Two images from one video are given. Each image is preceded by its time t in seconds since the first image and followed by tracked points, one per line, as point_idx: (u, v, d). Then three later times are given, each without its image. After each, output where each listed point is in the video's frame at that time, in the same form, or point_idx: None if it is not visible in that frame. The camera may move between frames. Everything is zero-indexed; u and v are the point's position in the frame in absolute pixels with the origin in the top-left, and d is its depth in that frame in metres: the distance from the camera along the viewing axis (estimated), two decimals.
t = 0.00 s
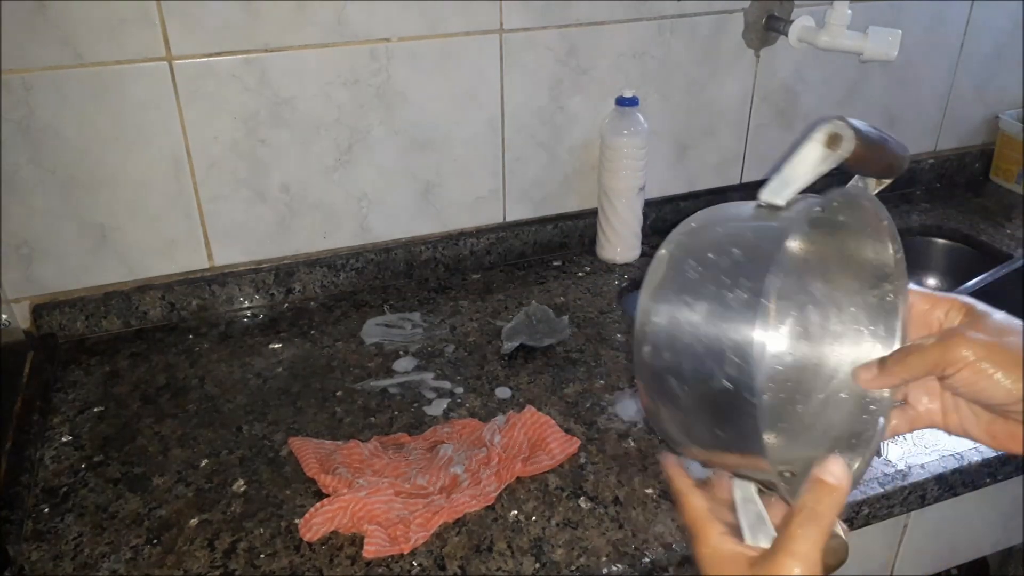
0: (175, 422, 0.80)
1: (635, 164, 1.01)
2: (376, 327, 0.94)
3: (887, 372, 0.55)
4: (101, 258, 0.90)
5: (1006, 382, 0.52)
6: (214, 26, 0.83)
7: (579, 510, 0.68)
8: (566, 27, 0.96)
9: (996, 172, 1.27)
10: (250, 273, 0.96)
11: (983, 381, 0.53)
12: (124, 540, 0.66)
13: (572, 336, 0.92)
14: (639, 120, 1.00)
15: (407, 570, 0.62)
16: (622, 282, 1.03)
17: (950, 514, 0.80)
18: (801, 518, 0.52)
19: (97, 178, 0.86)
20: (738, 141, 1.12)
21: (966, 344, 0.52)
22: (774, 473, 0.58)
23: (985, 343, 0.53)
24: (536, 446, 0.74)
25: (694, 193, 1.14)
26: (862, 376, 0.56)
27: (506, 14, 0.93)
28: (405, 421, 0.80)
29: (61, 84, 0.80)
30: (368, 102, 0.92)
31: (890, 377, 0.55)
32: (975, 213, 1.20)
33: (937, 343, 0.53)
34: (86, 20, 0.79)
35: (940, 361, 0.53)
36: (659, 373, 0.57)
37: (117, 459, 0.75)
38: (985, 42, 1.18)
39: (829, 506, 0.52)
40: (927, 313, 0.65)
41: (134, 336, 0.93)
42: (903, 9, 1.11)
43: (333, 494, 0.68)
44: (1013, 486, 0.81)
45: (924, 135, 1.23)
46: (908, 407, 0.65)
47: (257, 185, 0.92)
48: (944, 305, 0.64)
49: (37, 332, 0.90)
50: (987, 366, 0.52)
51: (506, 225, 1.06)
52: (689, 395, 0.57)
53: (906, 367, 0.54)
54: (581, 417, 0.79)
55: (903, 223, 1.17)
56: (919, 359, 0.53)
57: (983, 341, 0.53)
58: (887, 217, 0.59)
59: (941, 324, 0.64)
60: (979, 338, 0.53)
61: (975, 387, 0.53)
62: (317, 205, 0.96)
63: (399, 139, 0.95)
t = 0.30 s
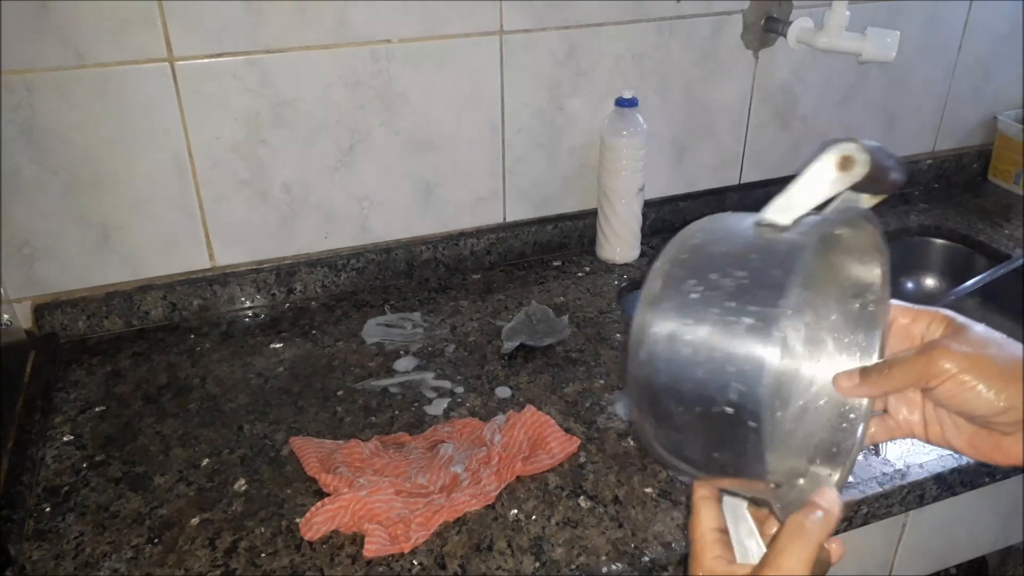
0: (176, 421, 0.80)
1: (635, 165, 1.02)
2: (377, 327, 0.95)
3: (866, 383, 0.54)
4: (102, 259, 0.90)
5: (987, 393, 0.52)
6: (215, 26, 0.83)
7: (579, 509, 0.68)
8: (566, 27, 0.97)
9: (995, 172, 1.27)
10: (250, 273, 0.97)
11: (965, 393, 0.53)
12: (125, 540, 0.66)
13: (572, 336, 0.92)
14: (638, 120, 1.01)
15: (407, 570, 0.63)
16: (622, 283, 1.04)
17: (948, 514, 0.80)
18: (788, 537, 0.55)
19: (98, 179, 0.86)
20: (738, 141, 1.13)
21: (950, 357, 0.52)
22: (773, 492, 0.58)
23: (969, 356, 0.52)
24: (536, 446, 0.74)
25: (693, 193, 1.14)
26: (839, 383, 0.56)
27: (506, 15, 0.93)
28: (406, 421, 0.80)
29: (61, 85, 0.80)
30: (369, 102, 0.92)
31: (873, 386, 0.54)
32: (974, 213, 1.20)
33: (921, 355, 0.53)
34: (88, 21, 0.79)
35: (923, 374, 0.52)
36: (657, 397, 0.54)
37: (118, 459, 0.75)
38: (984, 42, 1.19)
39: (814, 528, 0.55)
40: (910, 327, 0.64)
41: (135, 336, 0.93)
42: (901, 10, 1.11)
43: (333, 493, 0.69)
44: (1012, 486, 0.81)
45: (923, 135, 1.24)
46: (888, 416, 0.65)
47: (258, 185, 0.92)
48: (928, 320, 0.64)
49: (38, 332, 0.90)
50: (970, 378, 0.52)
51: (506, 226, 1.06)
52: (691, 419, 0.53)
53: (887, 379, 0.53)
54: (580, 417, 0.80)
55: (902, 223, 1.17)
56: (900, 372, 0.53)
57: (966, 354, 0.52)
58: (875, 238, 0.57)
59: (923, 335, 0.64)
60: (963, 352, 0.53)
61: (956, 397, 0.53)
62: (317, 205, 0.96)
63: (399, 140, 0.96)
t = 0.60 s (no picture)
0: (176, 421, 0.80)
1: (635, 164, 1.01)
2: (376, 327, 0.94)
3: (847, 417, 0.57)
4: (101, 258, 0.90)
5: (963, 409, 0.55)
6: (214, 26, 0.83)
7: (579, 510, 0.68)
8: (566, 27, 0.96)
9: (995, 172, 1.27)
10: (250, 273, 0.96)
11: (939, 412, 0.56)
12: (124, 540, 0.66)
13: (572, 336, 0.92)
14: (638, 120, 1.00)
15: (407, 570, 0.63)
16: (622, 283, 1.03)
17: (949, 515, 0.80)
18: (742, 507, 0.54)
19: (98, 179, 0.86)
20: (738, 141, 1.13)
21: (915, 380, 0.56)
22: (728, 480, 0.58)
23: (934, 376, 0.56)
24: (536, 446, 0.74)
25: (693, 193, 1.14)
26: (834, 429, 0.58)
27: (506, 14, 0.93)
28: (405, 421, 0.80)
29: (61, 85, 0.80)
30: (368, 102, 0.92)
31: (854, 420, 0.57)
32: (974, 213, 1.20)
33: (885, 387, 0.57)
34: (87, 21, 0.79)
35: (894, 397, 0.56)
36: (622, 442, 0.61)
37: (117, 459, 0.75)
38: (985, 42, 1.18)
39: (766, 485, 0.54)
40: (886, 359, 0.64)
41: (135, 336, 0.93)
42: (902, 10, 1.11)
43: (333, 494, 0.68)
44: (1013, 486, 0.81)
45: (924, 135, 1.24)
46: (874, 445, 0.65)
47: (257, 185, 0.92)
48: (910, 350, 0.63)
49: (37, 332, 0.90)
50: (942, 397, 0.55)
51: (506, 226, 1.06)
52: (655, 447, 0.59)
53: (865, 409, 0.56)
54: (580, 417, 0.80)
55: (902, 223, 1.17)
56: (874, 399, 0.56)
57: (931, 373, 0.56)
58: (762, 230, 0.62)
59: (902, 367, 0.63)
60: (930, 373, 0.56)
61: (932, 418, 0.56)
62: (316, 205, 0.96)
63: (399, 139, 0.95)
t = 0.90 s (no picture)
0: (176, 421, 0.80)
1: (635, 164, 1.01)
2: (376, 327, 0.94)
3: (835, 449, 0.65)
4: (101, 258, 0.90)
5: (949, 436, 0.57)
6: (214, 26, 0.83)
7: (579, 510, 0.68)
8: (566, 27, 0.96)
9: (995, 172, 1.27)
10: (250, 273, 0.96)
11: (928, 441, 0.58)
12: (125, 540, 0.66)
13: (572, 336, 0.92)
14: (638, 120, 1.00)
15: (407, 570, 0.62)
16: (622, 282, 1.03)
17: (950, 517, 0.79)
18: (768, 507, 0.54)
19: (98, 179, 0.86)
20: (738, 141, 1.13)
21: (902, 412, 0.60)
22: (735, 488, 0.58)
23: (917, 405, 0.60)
24: (536, 446, 0.74)
25: (693, 193, 1.14)
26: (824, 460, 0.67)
27: (506, 14, 0.93)
28: (405, 421, 0.80)
29: (61, 85, 0.80)
30: (368, 102, 0.92)
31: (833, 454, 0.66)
32: (974, 212, 1.20)
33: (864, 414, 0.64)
34: (87, 21, 0.79)
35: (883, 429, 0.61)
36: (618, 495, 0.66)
37: (118, 459, 0.75)
38: (985, 42, 1.18)
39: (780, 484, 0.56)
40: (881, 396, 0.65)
41: (135, 336, 0.93)
42: (902, 10, 1.11)
43: (333, 494, 0.68)
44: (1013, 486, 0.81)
45: (924, 135, 1.24)
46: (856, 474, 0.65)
47: (257, 185, 0.92)
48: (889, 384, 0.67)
49: (37, 332, 0.90)
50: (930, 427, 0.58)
51: (506, 226, 1.06)
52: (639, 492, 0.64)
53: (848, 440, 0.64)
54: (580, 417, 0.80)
55: (902, 223, 1.17)
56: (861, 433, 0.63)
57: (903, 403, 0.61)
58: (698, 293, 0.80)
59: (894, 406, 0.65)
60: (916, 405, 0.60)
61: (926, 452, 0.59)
62: (316, 205, 0.96)
63: (399, 139, 0.95)
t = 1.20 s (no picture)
0: (175, 421, 0.80)
1: (635, 164, 1.01)
2: (376, 327, 0.94)
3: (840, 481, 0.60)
4: (101, 258, 0.90)
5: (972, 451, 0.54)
6: (215, 26, 0.83)
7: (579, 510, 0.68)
8: (566, 27, 0.96)
9: (995, 172, 1.27)
10: (250, 273, 0.96)
11: (970, 472, 0.54)
12: (125, 540, 0.66)
13: (572, 336, 0.92)
14: (638, 120, 1.00)
15: (407, 570, 0.62)
16: (622, 282, 1.03)
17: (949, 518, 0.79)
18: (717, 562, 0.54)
19: (98, 179, 0.86)
20: (738, 141, 1.13)
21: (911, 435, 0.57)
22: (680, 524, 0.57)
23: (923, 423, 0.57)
24: (536, 446, 0.74)
25: (693, 193, 1.14)
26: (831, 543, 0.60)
27: (506, 15, 0.93)
28: (405, 421, 0.80)
29: (61, 85, 0.80)
30: (368, 102, 0.92)
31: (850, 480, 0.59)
32: (974, 213, 1.20)
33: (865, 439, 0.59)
34: (87, 21, 0.79)
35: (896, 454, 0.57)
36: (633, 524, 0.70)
37: (118, 459, 0.75)
38: (985, 42, 1.18)
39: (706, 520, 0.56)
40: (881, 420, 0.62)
41: (135, 336, 0.93)
42: (902, 10, 1.11)
43: (333, 493, 0.68)
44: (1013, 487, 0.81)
45: (924, 135, 1.24)
46: (849, 507, 0.60)
47: (257, 185, 0.92)
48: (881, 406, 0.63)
49: (37, 332, 0.90)
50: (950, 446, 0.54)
51: (506, 226, 1.06)
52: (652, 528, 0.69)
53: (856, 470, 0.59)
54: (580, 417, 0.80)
55: (902, 223, 1.17)
56: (872, 460, 0.58)
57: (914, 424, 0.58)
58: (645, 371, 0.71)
59: (901, 425, 0.61)
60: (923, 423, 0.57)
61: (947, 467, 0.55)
62: (316, 205, 0.96)
63: (399, 139, 0.95)
